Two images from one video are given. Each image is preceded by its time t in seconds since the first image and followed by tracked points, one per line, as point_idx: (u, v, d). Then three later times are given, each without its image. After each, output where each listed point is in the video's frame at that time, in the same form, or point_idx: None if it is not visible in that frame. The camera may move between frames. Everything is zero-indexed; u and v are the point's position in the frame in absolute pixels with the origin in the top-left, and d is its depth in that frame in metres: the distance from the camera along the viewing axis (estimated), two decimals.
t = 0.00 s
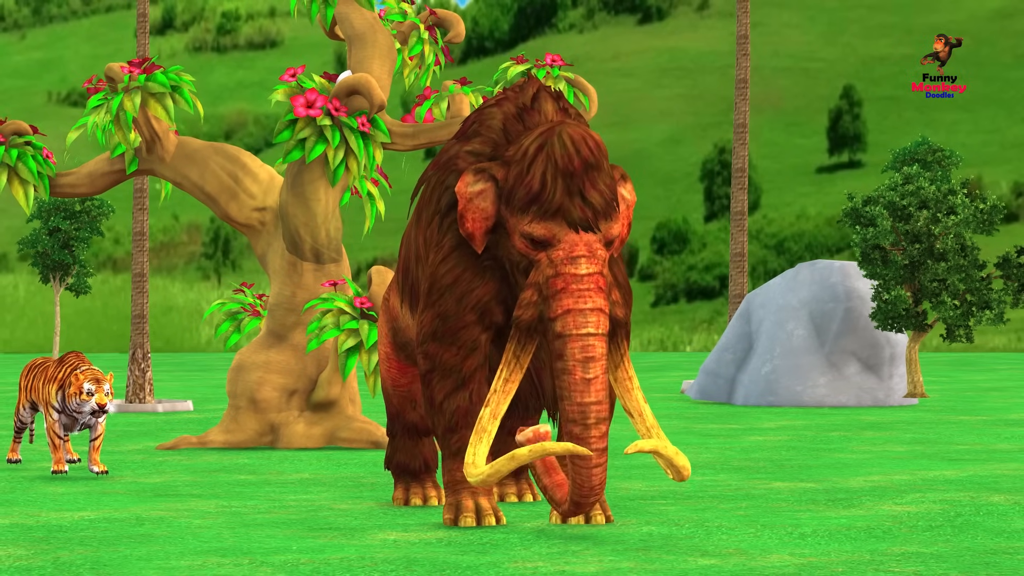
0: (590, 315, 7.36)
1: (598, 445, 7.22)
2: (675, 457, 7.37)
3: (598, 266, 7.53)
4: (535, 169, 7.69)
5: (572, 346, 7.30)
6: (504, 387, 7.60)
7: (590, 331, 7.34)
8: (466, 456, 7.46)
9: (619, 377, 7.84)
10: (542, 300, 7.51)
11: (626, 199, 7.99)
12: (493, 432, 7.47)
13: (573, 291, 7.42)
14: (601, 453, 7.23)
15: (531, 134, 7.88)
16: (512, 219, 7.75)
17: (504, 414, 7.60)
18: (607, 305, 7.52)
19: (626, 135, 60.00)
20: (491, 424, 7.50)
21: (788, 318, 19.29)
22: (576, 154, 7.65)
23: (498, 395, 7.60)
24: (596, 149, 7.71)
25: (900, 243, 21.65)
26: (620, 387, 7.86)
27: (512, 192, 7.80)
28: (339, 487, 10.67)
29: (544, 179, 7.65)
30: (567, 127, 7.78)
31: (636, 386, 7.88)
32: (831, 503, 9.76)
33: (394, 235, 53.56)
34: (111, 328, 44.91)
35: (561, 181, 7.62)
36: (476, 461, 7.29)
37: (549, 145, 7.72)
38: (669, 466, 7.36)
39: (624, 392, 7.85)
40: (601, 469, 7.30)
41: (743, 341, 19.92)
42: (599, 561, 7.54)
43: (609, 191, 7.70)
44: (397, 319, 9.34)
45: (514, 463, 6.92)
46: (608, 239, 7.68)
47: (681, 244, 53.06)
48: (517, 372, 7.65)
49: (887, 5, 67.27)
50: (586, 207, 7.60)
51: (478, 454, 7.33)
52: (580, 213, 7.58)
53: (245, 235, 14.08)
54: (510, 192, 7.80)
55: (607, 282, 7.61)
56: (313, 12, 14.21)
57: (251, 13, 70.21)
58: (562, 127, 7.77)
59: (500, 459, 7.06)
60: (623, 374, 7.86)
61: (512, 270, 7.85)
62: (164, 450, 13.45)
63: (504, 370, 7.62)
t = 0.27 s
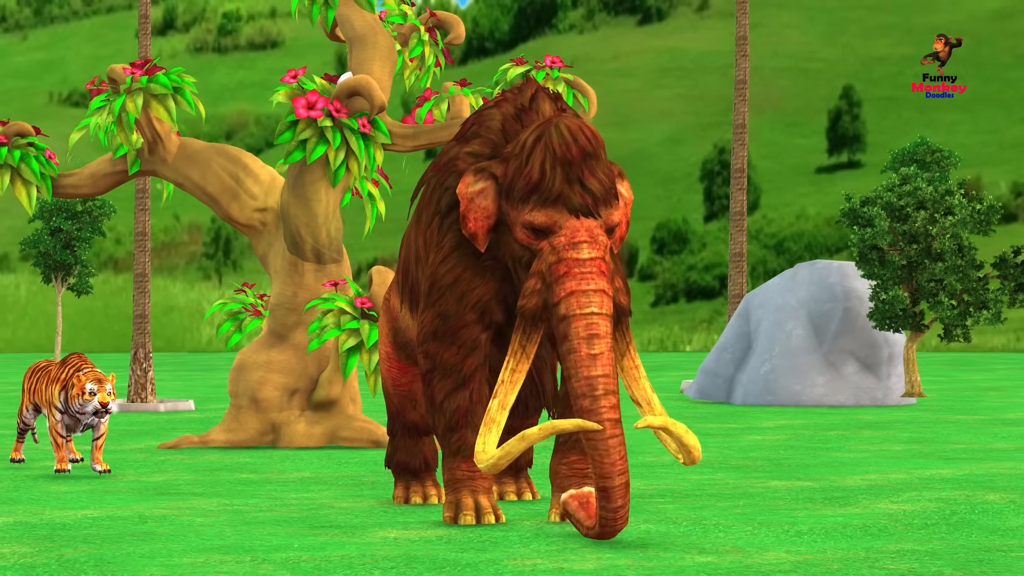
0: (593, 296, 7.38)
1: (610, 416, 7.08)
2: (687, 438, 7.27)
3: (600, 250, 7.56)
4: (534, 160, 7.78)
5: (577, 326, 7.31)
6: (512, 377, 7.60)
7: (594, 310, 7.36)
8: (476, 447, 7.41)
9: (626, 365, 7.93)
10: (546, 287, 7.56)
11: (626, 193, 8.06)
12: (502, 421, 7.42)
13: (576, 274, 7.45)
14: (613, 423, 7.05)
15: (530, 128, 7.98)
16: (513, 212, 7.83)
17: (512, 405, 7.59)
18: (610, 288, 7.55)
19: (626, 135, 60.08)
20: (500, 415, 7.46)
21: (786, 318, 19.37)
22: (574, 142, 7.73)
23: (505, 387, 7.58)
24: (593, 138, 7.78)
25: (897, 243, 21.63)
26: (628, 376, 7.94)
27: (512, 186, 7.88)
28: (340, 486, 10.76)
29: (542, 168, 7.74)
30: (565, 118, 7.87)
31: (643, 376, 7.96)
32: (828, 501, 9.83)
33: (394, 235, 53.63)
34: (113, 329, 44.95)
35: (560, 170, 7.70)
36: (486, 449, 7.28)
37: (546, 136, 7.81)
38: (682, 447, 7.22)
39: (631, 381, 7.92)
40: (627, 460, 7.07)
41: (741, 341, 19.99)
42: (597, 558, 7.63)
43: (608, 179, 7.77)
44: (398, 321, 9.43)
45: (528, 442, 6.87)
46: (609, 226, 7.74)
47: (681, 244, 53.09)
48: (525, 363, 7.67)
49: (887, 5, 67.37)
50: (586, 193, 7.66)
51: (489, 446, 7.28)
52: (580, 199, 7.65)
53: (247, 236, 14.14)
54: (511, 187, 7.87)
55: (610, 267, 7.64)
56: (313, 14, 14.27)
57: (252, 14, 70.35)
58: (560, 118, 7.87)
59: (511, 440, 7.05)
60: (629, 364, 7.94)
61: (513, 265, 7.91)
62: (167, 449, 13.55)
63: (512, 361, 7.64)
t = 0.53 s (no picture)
0: (594, 274, 7.60)
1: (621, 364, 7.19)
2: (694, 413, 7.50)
3: (600, 236, 7.78)
4: (532, 151, 8.03)
5: (579, 303, 7.50)
6: (518, 365, 7.84)
7: (596, 287, 7.57)
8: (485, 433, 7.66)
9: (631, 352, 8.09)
10: (548, 274, 7.74)
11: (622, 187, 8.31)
12: (510, 409, 7.67)
13: (578, 257, 7.66)
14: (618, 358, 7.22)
15: (528, 124, 8.21)
16: (515, 206, 8.01)
17: (518, 393, 7.81)
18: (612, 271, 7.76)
19: (626, 135, 60.14)
20: (507, 402, 7.69)
21: (785, 318, 19.43)
22: (571, 132, 8.01)
23: (511, 376, 7.82)
24: (589, 129, 8.08)
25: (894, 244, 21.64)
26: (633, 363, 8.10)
27: (511, 180, 8.08)
28: (340, 484, 10.86)
29: (540, 159, 8.00)
30: (561, 111, 8.14)
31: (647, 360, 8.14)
32: (824, 499, 9.93)
33: (395, 235, 53.71)
34: (114, 328, 45.00)
35: (558, 159, 7.97)
36: (493, 433, 7.54)
37: (543, 128, 8.07)
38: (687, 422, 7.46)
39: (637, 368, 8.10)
40: (648, 390, 7.11)
41: (740, 340, 20.07)
42: (595, 555, 7.73)
43: (605, 169, 8.08)
44: (399, 322, 9.50)
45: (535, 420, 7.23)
46: (608, 212, 8.01)
47: (681, 244, 53.14)
48: (529, 351, 7.90)
49: (886, 6, 67.50)
50: (583, 180, 7.95)
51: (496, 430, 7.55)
52: (578, 186, 7.93)
53: (248, 236, 14.23)
54: (514, 182, 8.05)
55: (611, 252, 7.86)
56: (314, 15, 14.31)
57: (253, 15, 70.48)
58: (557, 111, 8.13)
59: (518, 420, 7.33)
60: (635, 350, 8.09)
61: (515, 259, 8.08)
62: (169, 448, 13.64)
63: (517, 350, 7.86)
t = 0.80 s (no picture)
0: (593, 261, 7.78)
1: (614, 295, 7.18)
2: (698, 394, 7.66)
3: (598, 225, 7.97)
4: (530, 147, 8.23)
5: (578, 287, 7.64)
6: (522, 354, 8.01)
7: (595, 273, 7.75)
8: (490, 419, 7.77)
9: (633, 341, 8.19)
10: (548, 264, 7.90)
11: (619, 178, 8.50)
12: (513, 397, 7.79)
13: (577, 242, 7.78)
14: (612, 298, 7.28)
15: (526, 122, 8.38)
16: (514, 201, 8.18)
17: (522, 382, 7.95)
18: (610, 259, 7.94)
19: (626, 135, 60.29)
20: (511, 391, 7.83)
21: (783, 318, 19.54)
22: (568, 127, 8.23)
23: (515, 366, 7.97)
24: (586, 123, 8.27)
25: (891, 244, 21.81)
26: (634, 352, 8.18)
27: (510, 176, 8.26)
28: (342, 482, 11.00)
29: (539, 153, 8.20)
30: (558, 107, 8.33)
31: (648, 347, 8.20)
32: (818, 497, 10.08)
33: (396, 236, 53.85)
34: (116, 328, 45.14)
35: (555, 152, 8.18)
36: (498, 418, 7.64)
37: (541, 124, 8.27)
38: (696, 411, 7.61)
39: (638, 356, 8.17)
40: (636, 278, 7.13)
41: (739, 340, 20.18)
42: (592, 551, 7.86)
43: (602, 162, 8.27)
44: (399, 324, 9.63)
45: (542, 398, 7.35)
46: (606, 203, 8.19)
47: (681, 244, 53.26)
48: (532, 341, 8.06)
49: (886, 7, 67.65)
50: (581, 172, 8.15)
51: (502, 415, 7.63)
52: (576, 177, 8.12)
53: (250, 236, 14.36)
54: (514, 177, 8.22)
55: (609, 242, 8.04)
56: (316, 19, 14.44)
57: (254, 16, 70.67)
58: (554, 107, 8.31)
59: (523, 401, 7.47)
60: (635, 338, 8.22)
61: (515, 254, 8.23)
62: (172, 447, 13.78)
63: (520, 339, 8.03)
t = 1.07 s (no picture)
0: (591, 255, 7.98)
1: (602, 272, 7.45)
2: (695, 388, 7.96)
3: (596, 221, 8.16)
4: (528, 146, 8.45)
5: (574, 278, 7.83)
6: (522, 349, 8.11)
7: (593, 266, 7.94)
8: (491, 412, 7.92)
9: (631, 337, 8.38)
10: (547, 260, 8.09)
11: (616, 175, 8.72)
12: (514, 390, 7.93)
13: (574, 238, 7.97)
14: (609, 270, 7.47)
15: (525, 123, 8.58)
16: (514, 200, 8.37)
17: (523, 375, 8.10)
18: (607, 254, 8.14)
19: (626, 136, 60.45)
20: (512, 383, 7.99)
21: (780, 318, 19.70)
22: (565, 126, 8.46)
23: (515, 359, 8.11)
24: (583, 123, 8.50)
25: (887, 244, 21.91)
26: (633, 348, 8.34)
27: (509, 175, 8.46)
28: (344, 479, 11.18)
29: (537, 151, 8.41)
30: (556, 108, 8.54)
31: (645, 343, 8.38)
32: (813, 494, 10.24)
33: (396, 236, 54.02)
34: (118, 327, 45.33)
35: (554, 151, 8.40)
36: (499, 409, 7.82)
37: (540, 124, 8.48)
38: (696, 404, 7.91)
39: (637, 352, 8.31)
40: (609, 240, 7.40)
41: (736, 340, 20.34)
42: (589, 546, 8.03)
43: (598, 160, 8.49)
44: (399, 324, 9.79)
45: (543, 389, 7.60)
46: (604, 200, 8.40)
47: (680, 244, 53.34)
48: (532, 336, 8.19)
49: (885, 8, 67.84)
50: (579, 170, 8.37)
51: (502, 407, 7.81)
52: (574, 175, 8.34)
53: (253, 237, 14.51)
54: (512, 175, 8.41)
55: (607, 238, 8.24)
56: (318, 22, 14.61)
57: (256, 17, 70.88)
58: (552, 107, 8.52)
59: (525, 392, 7.70)
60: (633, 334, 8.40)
61: (514, 252, 8.41)
62: (176, 445, 13.94)
63: (519, 334, 8.15)
